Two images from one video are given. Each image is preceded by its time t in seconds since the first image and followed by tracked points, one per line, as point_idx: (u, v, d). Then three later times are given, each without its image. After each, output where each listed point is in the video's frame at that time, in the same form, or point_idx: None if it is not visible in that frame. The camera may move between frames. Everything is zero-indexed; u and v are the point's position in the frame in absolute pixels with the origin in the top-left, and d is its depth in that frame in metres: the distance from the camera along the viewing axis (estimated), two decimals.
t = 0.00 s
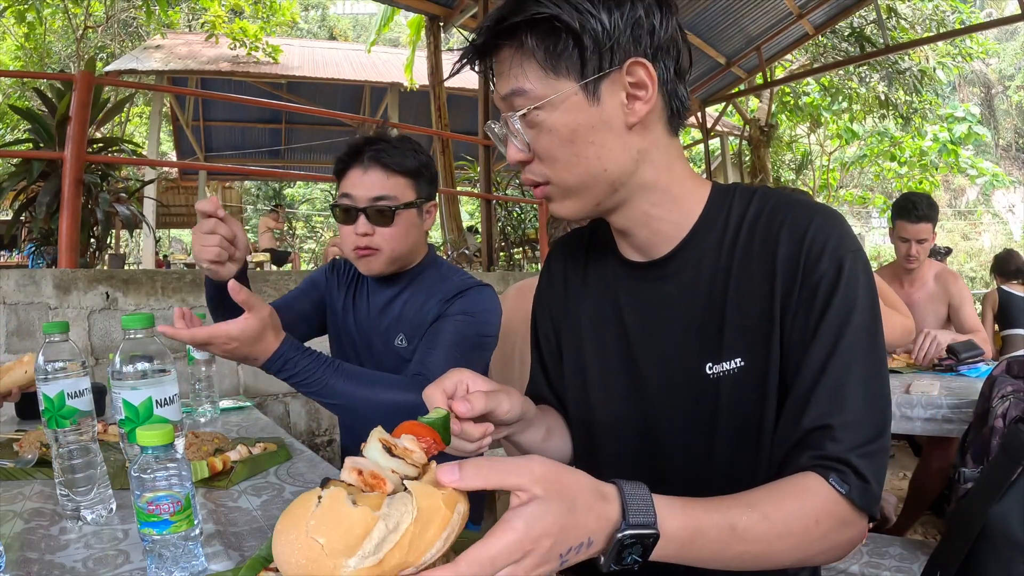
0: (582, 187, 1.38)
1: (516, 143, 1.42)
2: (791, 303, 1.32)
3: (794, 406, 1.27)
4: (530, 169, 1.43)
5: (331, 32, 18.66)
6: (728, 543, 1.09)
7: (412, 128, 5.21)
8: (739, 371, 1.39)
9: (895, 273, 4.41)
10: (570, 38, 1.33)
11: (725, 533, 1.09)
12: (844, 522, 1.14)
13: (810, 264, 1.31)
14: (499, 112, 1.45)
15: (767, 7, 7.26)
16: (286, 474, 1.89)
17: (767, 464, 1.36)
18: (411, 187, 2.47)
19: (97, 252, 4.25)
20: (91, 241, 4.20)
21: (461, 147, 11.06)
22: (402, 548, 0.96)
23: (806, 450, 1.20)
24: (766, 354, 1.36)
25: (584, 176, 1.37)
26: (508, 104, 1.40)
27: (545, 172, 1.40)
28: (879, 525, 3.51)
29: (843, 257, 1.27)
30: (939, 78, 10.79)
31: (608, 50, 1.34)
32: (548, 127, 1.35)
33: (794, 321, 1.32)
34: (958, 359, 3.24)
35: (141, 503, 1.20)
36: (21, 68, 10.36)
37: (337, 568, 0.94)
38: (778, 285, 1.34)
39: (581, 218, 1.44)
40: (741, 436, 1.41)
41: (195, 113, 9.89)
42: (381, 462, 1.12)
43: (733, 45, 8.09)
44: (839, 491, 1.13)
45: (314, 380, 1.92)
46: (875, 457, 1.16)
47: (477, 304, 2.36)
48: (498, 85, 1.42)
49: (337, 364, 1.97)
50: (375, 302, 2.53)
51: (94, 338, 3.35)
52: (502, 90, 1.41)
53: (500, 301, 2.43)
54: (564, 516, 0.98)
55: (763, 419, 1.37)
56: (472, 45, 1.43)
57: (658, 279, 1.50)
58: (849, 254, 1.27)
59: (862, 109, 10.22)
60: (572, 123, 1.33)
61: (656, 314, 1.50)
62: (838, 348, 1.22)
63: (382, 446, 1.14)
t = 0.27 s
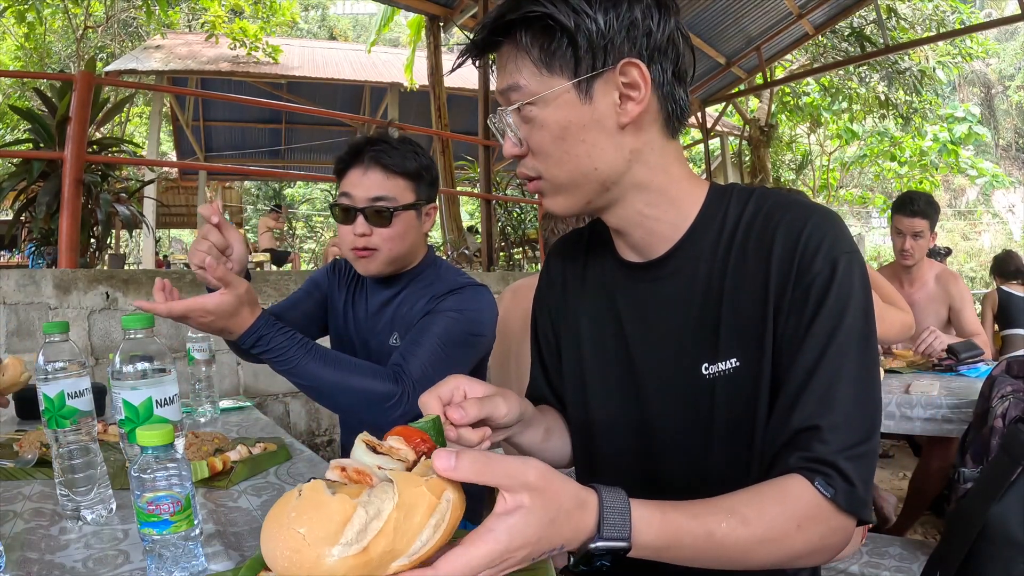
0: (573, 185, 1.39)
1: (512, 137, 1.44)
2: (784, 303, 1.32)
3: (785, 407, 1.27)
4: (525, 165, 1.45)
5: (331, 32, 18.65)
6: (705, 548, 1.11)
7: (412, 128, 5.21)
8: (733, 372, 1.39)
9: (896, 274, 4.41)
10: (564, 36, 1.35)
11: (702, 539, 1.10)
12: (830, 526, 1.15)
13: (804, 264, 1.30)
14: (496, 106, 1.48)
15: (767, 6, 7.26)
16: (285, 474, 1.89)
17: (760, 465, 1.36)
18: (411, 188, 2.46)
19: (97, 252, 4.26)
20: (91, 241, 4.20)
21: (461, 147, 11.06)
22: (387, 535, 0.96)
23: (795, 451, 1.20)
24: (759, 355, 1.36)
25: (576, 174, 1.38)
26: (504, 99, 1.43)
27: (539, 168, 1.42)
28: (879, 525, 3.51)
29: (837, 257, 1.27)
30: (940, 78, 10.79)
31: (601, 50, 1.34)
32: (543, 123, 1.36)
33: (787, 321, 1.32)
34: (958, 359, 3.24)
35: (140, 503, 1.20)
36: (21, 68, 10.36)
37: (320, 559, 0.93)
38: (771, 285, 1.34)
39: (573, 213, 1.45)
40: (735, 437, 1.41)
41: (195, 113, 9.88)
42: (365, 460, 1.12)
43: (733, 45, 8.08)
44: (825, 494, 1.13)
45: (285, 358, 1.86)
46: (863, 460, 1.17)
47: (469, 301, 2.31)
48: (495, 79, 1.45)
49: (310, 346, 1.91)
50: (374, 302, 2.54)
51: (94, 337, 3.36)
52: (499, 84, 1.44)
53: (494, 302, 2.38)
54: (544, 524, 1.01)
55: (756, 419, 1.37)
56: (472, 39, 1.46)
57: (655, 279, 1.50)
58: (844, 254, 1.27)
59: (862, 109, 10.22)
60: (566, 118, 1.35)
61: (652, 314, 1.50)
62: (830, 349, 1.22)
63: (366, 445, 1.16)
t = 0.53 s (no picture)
0: (582, 183, 1.38)
1: (518, 137, 1.41)
2: (783, 302, 1.32)
3: (784, 407, 1.27)
4: (529, 164, 1.42)
5: (331, 31, 18.65)
6: (701, 549, 1.11)
7: (412, 128, 5.20)
8: (733, 372, 1.39)
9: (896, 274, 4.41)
10: (573, 34, 1.35)
11: (699, 541, 1.11)
12: (828, 528, 1.14)
13: (803, 264, 1.30)
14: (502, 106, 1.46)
15: (767, 6, 7.26)
16: (285, 474, 1.89)
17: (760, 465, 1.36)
18: (409, 192, 2.46)
19: (97, 252, 4.25)
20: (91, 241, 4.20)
21: (461, 146, 11.06)
22: (395, 522, 1.02)
23: (794, 452, 1.20)
24: (759, 354, 1.36)
25: (583, 171, 1.36)
26: (512, 96, 1.42)
27: (545, 167, 1.40)
28: (879, 525, 3.51)
29: (836, 257, 1.27)
30: (940, 78, 10.79)
31: (609, 48, 1.35)
32: (549, 120, 1.35)
33: (786, 320, 1.32)
34: (958, 359, 3.24)
35: (140, 504, 1.20)
36: (21, 68, 10.35)
37: (329, 542, 1.00)
38: (770, 284, 1.34)
39: (582, 212, 1.43)
40: (735, 436, 1.41)
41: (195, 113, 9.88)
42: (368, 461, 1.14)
43: (733, 45, 8.08)
44: (824, 495, 1.14)
45: (277, 348, 1.86)
46: (862, 460, 1.17)
47: (463, 297, 2.30)
48: (502, 75, 1.43)
49: (302, 336, 1.91)
50: (371, 302, 2.54)
51: (94, 337, 3.36)
52: (506, 81, 1.42)
53: (489, 299, 2.37)
54: (539, 522, 1.01)
55: (755, 419, 1.37)
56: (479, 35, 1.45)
57: (655, 279, 1.50)
58: (843, 254, 1.27)
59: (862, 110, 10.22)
60: (574, 114, 1.34)
61: (653, 313, 1.50)
62: (829, 348, 1.21)
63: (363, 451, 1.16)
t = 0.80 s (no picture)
0: (621, 175, 1.34)
1: (547, 131, 1.32)
2: (783, 302, 1.32)
3: (783, 407, 1.27)
4: (564, 158, 1.33)
5: (331, 31, 18.65)
6: (704, 555, 1.11)
7: (412, 128, 5.20)
8: (733, 371, 1.39)
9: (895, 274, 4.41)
10: (614, 20, 1.35)
11: (701, 548, 1.10)
12: (830, 529, 1.14)
13: (803, 264, 1.31)
14: (529, 100, 1.36)
15: (767, 6, 7.26)
16: (286, 474, 1.89)
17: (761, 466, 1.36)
18: (409, 190, 2.47)
19: (97, 252, 4.25)
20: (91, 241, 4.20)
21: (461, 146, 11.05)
22: (407, 566, 0.98)
23: (793, 452, 1.20)
24: (759, 354, 1.36)
25: (625, 161, 1.33)
26: (547, 86, 1.33)
27: (583, 159, 1.32)
28: (879, 525, 3.51)
29: (835, 257, 1.27)
30: (940, 78, 10.79)
31: (645, 36, 1.37)
32: (594, 108, 1.30)
33: (785, 319, 1.32)
34: (958, 359, 3.24)
35: (140, 503, 1.21)
36: (21, 68, 10.36)
37: None
38: (770, 283, 1.34)
39: (618, 208, 1.39)
40: (735, 436, 1.41)
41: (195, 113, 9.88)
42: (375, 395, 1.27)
43: (733, 45, 8.07)
44: (825, 496, 1.14)
45: (270, 349, 1.88)
46: (862, 460, 1.16)
47: (457, 295, 2.30)
48: (535, 64, 1.34)
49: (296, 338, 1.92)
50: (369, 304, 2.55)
51: (94, 337, 3.36)
52: (539, 69, 1.34)
53: (484, 296, 2.37)
54: (543, 544, 1.02)
55: (755, 419, 1.37)
56: (507, 23, 1.36)
57: (656, 280, 1.50)
58: (842, 254, 1.27)
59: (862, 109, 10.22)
60: (622, 101, 1.31)
61: (653, 313, 1.50)
62: (829, 348, 1.22)
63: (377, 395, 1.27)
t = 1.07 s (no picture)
0: (617, 175, 1.34)
1: (544, 131, 1.32)
2: (782, 301, 1.32)
3: (780, 405, 1.27)
4: (562, 158, 1.32)
5: (331, 32, 18.64)
6: (689, 545, 1.11)
7: (413, 128, 5.19)
8: (733, 370, 1.39)
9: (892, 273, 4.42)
10: (610, 21, 1.35)
11: (686, 537, 1.11)
12: (820, 527, 1.14)
13: (802, 264, 1.31)
14: (526, 102, 1.36)
15: (767, 6, 7.26)
16: (285, 473, 1.89)
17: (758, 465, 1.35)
18: (407, 190, 2.47)
19: (97, 252, 4.25)
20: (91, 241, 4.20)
21: (461, 147, 11.05)
22: (408, 525, 1.04)
23: (788, 450, 1.20)
24: (758, 352, 1.36)
25: (623, 160, 1.33)
26: (543, 87, 1.33)
27: (582, 159, 1.31)
28: (879, 525, 3.51)
29: (834, 258, 1.27)
30: (939, 78, 10.80)
31: (640, 37, 1.37)
32: (590, 108, 1.30)
33: (784, 318, 1.32)
34: (958, 359, 3.24)
35: (140, 503, 1.20)
36: (21, 68, 10.35)
37: (345, 542, 1.02)
38: (769, 283, 1.35)
39: (616, 208, 1.39)
40: (733, 436, 1.41)
41: (195, 113, 9.88)
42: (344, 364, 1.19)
43: (733, 45, 8.07)
44: (815, 495, 1.13)
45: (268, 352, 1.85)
46: (856, 459, 1.16)
47: (452, 295, 2.30)
48: (533, 65, 1.34)
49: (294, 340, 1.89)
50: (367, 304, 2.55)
51: (94, 338, 3.36)
52: (537, 71, 1.34)
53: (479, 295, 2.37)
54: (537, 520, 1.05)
55: (752, 416, 1.37)
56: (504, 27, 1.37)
57: (657, 278, 1.50)
58: (841, 254, 1.27)
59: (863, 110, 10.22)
60: (617, 102, 1.31)
61: (653, 312, 1.50)
62: (827, 346, 1.21)
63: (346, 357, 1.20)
